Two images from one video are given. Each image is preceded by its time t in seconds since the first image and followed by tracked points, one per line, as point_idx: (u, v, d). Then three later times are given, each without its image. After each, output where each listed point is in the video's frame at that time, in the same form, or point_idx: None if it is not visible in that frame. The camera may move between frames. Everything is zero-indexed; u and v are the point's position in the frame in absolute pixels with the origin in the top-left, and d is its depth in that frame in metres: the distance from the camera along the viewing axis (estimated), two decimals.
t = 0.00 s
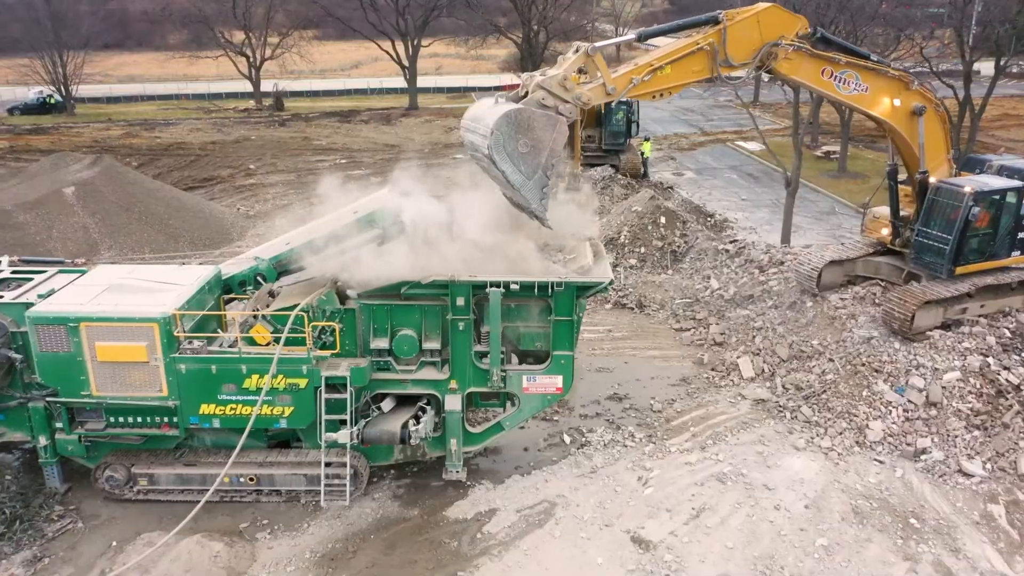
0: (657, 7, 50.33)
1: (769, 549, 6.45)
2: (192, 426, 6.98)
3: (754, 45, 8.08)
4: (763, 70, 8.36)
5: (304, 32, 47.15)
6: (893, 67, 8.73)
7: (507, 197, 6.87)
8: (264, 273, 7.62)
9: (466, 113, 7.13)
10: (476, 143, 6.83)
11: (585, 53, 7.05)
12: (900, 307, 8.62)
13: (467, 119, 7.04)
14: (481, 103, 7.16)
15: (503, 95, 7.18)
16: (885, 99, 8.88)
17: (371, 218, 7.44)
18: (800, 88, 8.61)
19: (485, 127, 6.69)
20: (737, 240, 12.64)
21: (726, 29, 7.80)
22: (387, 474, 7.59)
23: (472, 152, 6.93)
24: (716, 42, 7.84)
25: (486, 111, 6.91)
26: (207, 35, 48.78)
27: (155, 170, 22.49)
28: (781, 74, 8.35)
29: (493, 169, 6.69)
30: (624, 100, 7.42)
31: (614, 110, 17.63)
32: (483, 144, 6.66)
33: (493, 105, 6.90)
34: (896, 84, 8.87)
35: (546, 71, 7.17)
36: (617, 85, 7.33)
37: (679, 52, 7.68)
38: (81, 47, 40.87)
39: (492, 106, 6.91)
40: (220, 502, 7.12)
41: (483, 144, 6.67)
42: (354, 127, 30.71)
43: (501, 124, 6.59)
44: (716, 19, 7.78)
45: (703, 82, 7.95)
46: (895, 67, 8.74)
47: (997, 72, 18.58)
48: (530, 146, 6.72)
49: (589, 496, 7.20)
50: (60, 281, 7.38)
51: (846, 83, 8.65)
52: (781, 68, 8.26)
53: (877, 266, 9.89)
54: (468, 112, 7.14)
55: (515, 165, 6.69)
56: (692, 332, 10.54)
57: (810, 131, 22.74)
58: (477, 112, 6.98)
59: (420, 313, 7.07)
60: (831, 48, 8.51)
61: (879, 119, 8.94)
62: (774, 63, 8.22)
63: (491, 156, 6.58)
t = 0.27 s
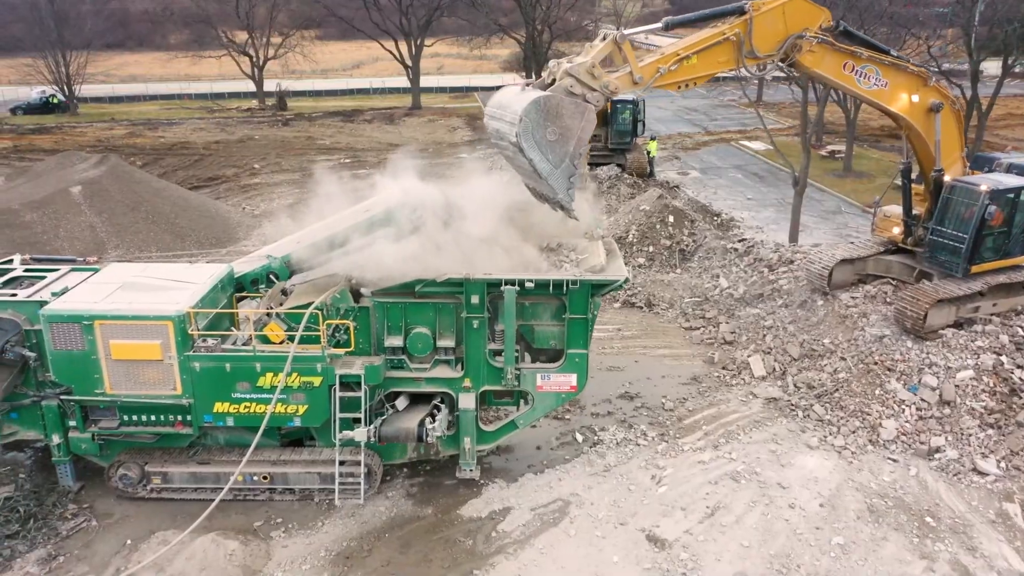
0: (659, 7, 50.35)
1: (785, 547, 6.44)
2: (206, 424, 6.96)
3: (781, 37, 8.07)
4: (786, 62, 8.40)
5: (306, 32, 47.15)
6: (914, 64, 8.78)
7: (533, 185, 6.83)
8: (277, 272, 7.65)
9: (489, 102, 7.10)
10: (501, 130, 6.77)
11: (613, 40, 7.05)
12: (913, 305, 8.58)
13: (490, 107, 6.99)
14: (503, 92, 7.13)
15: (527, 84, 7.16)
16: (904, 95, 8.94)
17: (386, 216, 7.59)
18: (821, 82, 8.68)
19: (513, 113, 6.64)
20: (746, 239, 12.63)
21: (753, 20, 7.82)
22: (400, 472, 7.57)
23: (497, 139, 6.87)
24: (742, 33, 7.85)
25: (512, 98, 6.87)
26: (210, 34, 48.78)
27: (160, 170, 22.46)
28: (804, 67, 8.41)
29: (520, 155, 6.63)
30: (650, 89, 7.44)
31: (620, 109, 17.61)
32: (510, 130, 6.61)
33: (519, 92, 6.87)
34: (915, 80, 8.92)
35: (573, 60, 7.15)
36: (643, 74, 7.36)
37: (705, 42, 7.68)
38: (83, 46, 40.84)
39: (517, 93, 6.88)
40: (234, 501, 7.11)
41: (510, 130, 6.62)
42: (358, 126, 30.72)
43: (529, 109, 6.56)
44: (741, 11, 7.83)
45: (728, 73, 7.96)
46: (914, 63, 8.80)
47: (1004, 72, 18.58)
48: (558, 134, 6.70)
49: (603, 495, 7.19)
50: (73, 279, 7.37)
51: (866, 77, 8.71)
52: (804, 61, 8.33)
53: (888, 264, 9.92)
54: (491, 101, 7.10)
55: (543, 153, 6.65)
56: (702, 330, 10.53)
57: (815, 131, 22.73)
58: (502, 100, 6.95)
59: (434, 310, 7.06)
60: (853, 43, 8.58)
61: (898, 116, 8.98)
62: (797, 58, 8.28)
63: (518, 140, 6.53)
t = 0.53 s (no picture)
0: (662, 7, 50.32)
1: (802, 545, 6.43)
2: (220, 423, 6.95)
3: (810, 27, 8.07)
4: (815, 55, 8.35)
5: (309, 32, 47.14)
6: (936, 58, 8.81)
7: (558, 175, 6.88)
8: (290, 269, 7.55)
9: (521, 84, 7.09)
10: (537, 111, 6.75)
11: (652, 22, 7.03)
12: (926, 303, 8.54)
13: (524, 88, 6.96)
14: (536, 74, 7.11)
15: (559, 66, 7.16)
16: (926, 91, 8.93)
17: (398, 214, 7.36)
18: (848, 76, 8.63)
19: (552, 93, 6.64)
20: (754, 238, 12.63)
21: (786, 8, 7.83)
22: (414, 470, 7.56)
23: (531, 121, 6.85)
24: (775, 21, 7.84)
25: (547, 79, 6.86)
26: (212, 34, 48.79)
27: (165, 169, 22.45)
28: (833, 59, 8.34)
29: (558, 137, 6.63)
30: (685, 74, 7.42)
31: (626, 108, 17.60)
32: (549, 111, 6.60)
33: (555, 74, 6.87)
34: (937, 76, 8.92)
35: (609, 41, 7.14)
36: (680, 58, 7.34)
37: (740, 28, 7.68)
38: (86, 46, 40.83)
39: (553, 75, 6.87)
40: (248, 499, 7.10)
41: (548, 111, 6.61)
42: (361, 125, 30.74)
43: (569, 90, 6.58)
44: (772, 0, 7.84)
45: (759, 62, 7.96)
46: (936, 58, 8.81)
47: (1011, 70, 18.56)
48: (597, 117, 6.76)
49: (618, 493, 7.18)
50: (86, 277, 7.36)
51: (891, 71, 8.69)
52: (834, 53, 8.27)
53: (899, 262, 9.91)
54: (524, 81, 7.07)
55: (581, 137, 6.71)
56: (712, 329, 10.53)
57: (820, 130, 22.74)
58: (536, 80, 6.93)
59: (448, 308, 7.04)
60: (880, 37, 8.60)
61: (919, 111, 8.97)
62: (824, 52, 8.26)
63: (557, 120, 6.53)
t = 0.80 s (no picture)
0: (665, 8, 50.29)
1: (818, 544, 6.41)
2: (234, 421, 6.94)
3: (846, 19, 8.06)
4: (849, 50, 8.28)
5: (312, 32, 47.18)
6: (962, 55, 8.80)
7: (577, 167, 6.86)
8: (302, 268, 7.62)
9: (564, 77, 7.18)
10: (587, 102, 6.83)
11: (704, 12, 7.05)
12: (939, 302, 8.54)
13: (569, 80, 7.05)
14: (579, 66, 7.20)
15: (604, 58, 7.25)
16: (949, 87, 8.93)
17: (412, 213, 7.37)
18: (878, 69, 8.62)
19: (603, 85, 6.72)
20: (763, 237, 12.63)
21: None
22: (427, 469, 7.54)
23: (579, 113, 6.94)
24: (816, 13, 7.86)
25: (595, 71, 6.94)
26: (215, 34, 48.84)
27: (169, 169, 22.45)
28: (866, 51, 8.32)
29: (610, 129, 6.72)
30: (729, 67, 7.48)
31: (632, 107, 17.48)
32: (601, 105, 6.68)
33: (603, 66, 6.96)
34: (960, 73, 8.93)
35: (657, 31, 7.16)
36: (725, 51, 7.40)
37: (783, 19, 7.70)
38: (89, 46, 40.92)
39: (601, 67, 6.94)
40: (262, 497, 7.08)
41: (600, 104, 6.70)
42: (365, 125, 30.76)
43: (622, 82, 6.64)
44: None
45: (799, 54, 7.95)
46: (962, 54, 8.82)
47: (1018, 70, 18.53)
48: (649, 110, 6.85)
49: (633, 492, 7.17)
50: (100, 275, 7.35)
51: (919, 66, 8.69)
52: (869, 46, 8.25)
53: (910, 262, 9.89)
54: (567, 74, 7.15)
55: (633, 132, 6.79)
56: (722, 328, 10.52)
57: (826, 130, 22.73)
58: (584, 72, 6.99)
59: (463, 306, 7.01)
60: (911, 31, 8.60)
61: (941, 107, 8.95)
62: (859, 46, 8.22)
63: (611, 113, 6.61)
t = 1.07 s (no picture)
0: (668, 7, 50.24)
1: (835, 543, 6.40)
2: (249, 419, 6.93)
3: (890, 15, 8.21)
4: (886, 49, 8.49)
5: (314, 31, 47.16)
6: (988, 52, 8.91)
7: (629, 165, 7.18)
8: (314, 266, 7.64)
9: (627, 90, 7.82)
10: (654, 113, 7.43)
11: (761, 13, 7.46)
12: (953, 300, 8.53)
13: (634, 95, 7.69)
14: (641, 79, 7.81)
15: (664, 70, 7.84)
16: (975, 84, 8.98)
17: (423, 211, 7.44)
18: (911, 64, 8.67)
19: (671, 100, 7.29)
20: (772, 235, 12.61)
21: None
22: (440, 468, 7.53)
23: (646, 126, 7.54)
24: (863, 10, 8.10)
25: (660, 86, 7.54)
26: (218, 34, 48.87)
27: (173, 168, 22.44)
28: (906, 48, 8.45)
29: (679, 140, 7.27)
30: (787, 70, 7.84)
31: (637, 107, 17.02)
32: (672, 121, 7.24)
33: (667, 80, 7.55)
34: (986, 70, 9.00)
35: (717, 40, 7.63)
36: (782, 55, 7.76)
37: (834, 20, 8.00)
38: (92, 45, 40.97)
39: (665, 81, 7.54)
40: (277, 496, 7.07)
41: (668, 118, 7.28)
42: (369, 124, 30.77)
43: (692, 96, 7.17)
44: None
45: (848, 53, 8.24)
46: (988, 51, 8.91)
47: None
48: (718, 125, 7.40)
49: (647, 490, 7.15)
50: (113, 273, 7.34)
51: (951, 63, 8.75)
52: (912, 41, 8.37)
53: (922, 260, 9.96)
54: (631, 88, 7.79)
55: (703, 147, 7.37)
56: (732, 327, 10.51)
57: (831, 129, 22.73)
58: (650, 89, 7.60)
59: (478, 305, 7.00)
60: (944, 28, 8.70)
61: (966, 103, 8.98)
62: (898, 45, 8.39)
63: (682, 128, 7.17)
